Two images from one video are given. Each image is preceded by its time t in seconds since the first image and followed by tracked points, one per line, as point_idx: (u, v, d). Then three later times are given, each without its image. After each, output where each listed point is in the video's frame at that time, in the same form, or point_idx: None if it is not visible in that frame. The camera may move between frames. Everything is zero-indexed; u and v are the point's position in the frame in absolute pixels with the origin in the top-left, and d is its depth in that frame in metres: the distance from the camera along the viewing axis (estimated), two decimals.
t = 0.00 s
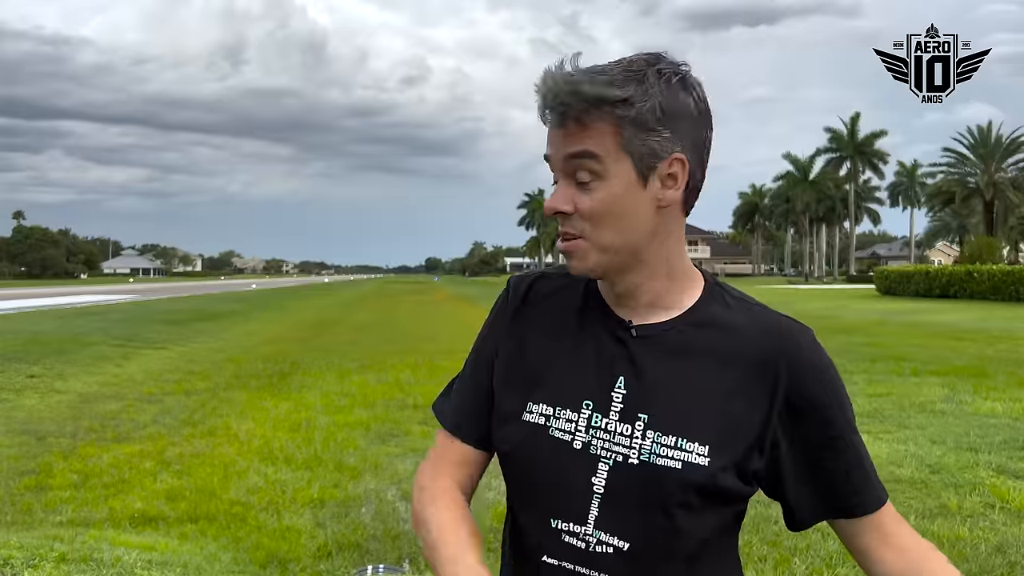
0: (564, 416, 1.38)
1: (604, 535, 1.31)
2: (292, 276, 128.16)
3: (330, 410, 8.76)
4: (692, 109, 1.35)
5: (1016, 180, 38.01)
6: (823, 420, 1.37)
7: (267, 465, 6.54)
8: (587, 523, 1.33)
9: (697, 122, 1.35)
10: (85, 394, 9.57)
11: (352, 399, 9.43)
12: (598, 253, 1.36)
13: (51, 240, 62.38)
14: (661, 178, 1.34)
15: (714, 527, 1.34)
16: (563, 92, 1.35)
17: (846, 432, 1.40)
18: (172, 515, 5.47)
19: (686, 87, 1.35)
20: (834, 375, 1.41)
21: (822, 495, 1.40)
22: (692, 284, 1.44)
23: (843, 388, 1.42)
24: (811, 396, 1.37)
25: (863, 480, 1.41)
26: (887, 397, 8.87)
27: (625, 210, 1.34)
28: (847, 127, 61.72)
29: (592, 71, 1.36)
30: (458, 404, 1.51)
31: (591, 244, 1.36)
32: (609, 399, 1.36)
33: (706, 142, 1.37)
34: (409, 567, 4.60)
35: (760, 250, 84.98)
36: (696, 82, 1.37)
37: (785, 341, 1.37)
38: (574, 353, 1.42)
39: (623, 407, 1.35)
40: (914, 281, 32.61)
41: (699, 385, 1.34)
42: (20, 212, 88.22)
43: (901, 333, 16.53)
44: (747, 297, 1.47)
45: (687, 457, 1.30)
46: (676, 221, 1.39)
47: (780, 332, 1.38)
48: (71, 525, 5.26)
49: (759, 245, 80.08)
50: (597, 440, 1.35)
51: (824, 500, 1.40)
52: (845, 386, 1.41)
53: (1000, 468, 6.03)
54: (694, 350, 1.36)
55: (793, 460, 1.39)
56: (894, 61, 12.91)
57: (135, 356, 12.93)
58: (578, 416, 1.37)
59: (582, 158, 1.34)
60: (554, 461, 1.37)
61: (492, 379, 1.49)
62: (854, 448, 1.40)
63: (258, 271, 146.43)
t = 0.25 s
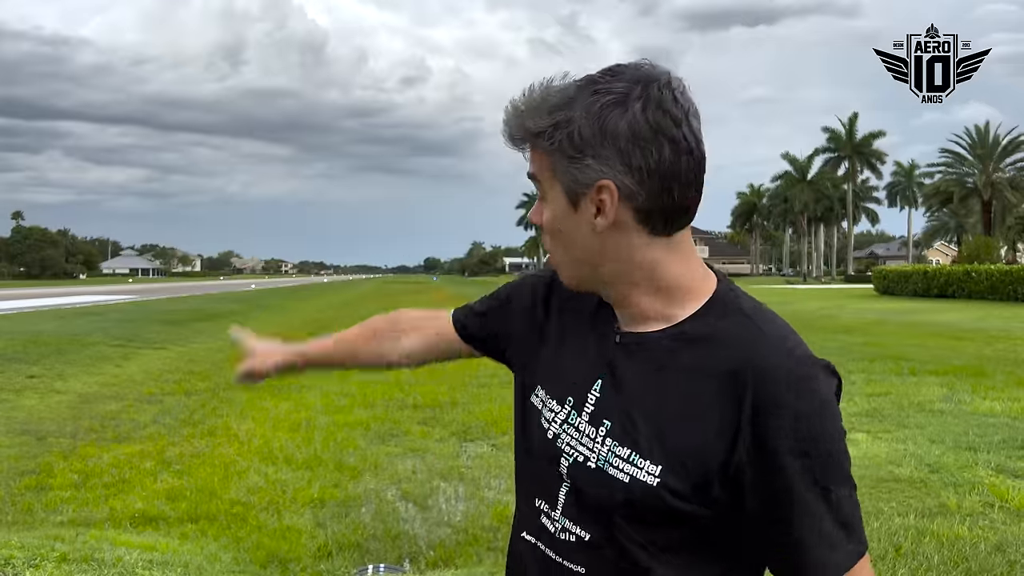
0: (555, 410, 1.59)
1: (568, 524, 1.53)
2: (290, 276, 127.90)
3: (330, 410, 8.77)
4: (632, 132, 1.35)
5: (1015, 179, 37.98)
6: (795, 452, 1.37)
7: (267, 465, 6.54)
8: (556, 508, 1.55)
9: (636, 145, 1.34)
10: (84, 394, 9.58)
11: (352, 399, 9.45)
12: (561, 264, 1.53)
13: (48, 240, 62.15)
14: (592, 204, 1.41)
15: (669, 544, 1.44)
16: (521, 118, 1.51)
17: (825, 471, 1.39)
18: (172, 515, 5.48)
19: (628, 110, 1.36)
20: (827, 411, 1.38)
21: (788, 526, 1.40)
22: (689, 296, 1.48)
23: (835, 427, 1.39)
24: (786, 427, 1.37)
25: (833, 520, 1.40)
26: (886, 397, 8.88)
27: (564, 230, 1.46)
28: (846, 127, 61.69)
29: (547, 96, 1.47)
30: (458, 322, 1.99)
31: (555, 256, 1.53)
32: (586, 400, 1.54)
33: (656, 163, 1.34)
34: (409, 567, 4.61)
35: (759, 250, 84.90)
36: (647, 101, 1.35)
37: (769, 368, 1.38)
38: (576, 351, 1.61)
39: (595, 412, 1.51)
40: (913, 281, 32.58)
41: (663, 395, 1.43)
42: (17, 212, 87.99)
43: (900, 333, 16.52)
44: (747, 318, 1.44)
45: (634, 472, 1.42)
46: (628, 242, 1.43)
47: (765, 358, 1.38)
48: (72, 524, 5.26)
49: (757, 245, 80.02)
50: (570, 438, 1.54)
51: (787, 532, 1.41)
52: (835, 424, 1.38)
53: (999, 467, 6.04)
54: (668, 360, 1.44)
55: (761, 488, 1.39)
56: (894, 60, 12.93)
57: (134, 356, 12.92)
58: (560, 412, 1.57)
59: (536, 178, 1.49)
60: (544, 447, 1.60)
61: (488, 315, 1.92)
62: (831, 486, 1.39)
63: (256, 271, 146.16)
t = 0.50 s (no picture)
0: (550, 398, 1.57)
1: (553, 510, 1.51)
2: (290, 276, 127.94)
3: (330, 410, 8.76)
4: (576, 147, 1.27)
5: (1014, 179, 38.07)
6: (757, 495, 1.20)
7: (268, 465, 6.54)
8: (545, 493, 1.55)
9: (580, 161, 1.27)
10: (85, 394, 9.58)
11: (352, 399, 9.44)
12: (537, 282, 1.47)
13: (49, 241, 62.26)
14: (547, 221, 1.34)
15: (642, 565, 1.36)
16: (484, 134, 1.47)
17: (792, 523, 1.19)
18: (173, 515, 5.47)
19: (570, 124, 1.28)
20: (799, 454, 1.18)
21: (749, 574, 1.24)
22: (666, 311, 1.35)
23: (810, 471, 1.19)
24: (744, 465, 1.20)
25: None
26: (886, 396, 8.89)
27: (530, 248, 1.41)
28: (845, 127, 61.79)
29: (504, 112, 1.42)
30: (514, 259, 2.24)
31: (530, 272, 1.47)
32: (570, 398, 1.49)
33: (603, 176, 1.25)
34: (411, 567, 4.60)
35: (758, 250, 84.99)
36: (588, 115, 1.27)
37: (727, 397, 1.21)
38: (570, 350, 1.56)
39: (575, 412, 1.46)
40: (912, 280, 32.64)
41: (625, 413, 1.33)
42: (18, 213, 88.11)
43: (899, 333, 16.53)
44: (723, 338, 1.27)
45: (599, 484, 1.35)
46: (589, 257, 1.34)
47: (726, 385, 1.22)
48: (73, 525, 5.26)
49: (757, 245, 80.10)
50: (556, 431, 1.51)
51: None
52: (809, 470, 1.18)
53: (1000, 467, 6.04)
54: (634, 376, 1.33)
55: (719, 527, 1.24)
56: (894, 60, 12.96)
57: (135, 356, 12.93)
58: (552, 403, 1.55)
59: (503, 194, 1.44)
60: (543, 434, 1.60)
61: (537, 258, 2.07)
62: (800, 540, 1.20)
63: (256, 271, 146.21)
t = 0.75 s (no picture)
0: (543, 398, 1.58)
1: (547, 507, 1.51)
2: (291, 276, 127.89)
3: (331, 410, 8.76)
4: (558, 148, 1.27)
5: (1015, 179, 38.06)
6: (739, 497, 1.18)
7: (269, 465, 6.54)
8: (539, 490, 1.55)
9: (561, 161, 1.26)
10: (86, 394, 9.57)
11: (352, 399, 9.44)
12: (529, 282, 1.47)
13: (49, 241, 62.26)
14: (533, 222, 1.33)
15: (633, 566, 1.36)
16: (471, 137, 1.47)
17: (776, 527, 1.17)
18: (175, 514, 5.47)
19: (551, 124, 1.28)
20: (783, 456, 1.16)
21: None
22: (655, 310, 1.34)
23: (795, 474, 1.17)
24: (725, 464, 1.19)
25: None
26: (888, 396, 8.89)
27: (520, 250, 1.41)
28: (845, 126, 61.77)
29: (488, 116, 1.42)
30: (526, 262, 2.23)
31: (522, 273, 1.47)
32: (562, 397, 1.49)
33: (585, 176, 1.25)
34: (412, 567, 4.60)
35: (759, 250, 84.98)
36: (567, 116, 1.27)
37: (710, 395, 1.20)
38: (562, 350, 1.57)
39: (566, 410, 1.46)
40: (913, 280, 32.62)
41: (611, 413, 1.34)
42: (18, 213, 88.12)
43: (900, 332, 16.52)
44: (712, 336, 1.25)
45: (587, 483, 1.35)
46: (576, 258, 1.34)
47: (711, 384, 1.21)
48: (75, 525, 5.25)
49: (757, 244, 80.05)
50: (550, 429, 1.52)
51: None
52: (793, 472, 1.16)
53: (1002, 466, 6.03)
54: (621, 375, 1.34)
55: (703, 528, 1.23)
56: (894, 60, 12.97)
57: (135, 356, 12.93)
58: (546, 402, 1.55)
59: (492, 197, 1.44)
60: (538, 433, 1.61)
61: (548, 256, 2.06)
62: (784, 544, 1.17)
63: (256, 271, 146.17)
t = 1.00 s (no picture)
0: (546, 395, 1.59)
1: (552, 503, 1.51)
2: (292, 276, 127.93)
3: (332, 410, 8.76)
4: (569, 145, 1.27)
5: (1016, 178, 38.04)
6: (745, 493, 1.16)
7: (271, 465, 6.55)
8: (543, 486, 1.55)
9: (571, 158, 1.27)
10: (87, 394, 9.58)
11: (354, 399, 9.45)
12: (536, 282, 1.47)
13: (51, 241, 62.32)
14: (543, 218, 1.33)
15: (640, 563, 1.35)
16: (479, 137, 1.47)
17: (781, 524, 1.15)
18: (177, 515, 5.48)
19: (563, 121, 1.28)
20: (792, 452, 1.14)
21: None
22: (663, 307, 1.34)
23: (804, 470, 1.15)
24: (730, 458, 1.18)
25: None
26: (889, 396, 8.89)
27: (529, 247, 1.40)
28: (846, 126, 61.76)
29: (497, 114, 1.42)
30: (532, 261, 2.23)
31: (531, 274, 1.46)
32: (565, 393, 1.50)
33: (596, 171, 1.25)
34: (414, 567, 4.60)
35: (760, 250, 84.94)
36: (578, 112, 1.27)
37: (717, 389, 1.20)
38: (566, 348, 1.57)
39: (570, 405, 1.47)
40: (915, 280, 32.60)
41: (615, 409, 1.34)
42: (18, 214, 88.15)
43: (902, 332, 16.50)
44: (720, 334, 1.25)
45: (592, 477, 1.36)
46: (583, 255, 1.34)
47: (718, 378, 1.21)
48: (77, 525, 5.26)
49: (758, 244, 80.01)
50: (554, 424, 1.52)
51: None
52: (800, 468, 1.14)
53: (1004, 467, 6.03)
54: (625, 371, 1.34)
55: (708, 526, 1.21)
56: (894, 60, 12.97)
57: (137, 356, 12.94)
58: (550, 400, 1.56)
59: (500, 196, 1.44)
60: (541, 429, 1.61)
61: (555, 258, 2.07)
62: (790, 544, 1.14)
63: (257, 271, 146.22)
